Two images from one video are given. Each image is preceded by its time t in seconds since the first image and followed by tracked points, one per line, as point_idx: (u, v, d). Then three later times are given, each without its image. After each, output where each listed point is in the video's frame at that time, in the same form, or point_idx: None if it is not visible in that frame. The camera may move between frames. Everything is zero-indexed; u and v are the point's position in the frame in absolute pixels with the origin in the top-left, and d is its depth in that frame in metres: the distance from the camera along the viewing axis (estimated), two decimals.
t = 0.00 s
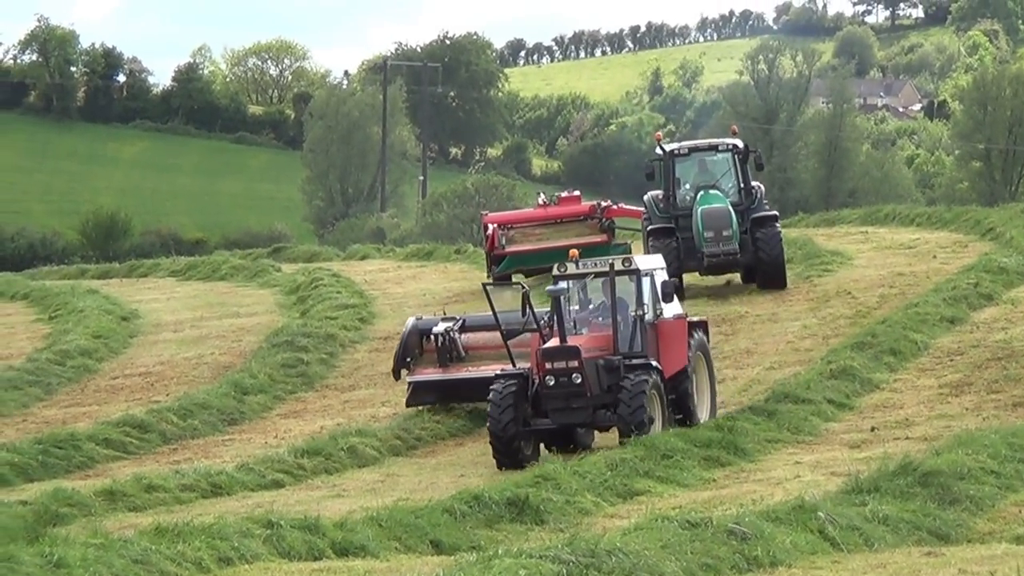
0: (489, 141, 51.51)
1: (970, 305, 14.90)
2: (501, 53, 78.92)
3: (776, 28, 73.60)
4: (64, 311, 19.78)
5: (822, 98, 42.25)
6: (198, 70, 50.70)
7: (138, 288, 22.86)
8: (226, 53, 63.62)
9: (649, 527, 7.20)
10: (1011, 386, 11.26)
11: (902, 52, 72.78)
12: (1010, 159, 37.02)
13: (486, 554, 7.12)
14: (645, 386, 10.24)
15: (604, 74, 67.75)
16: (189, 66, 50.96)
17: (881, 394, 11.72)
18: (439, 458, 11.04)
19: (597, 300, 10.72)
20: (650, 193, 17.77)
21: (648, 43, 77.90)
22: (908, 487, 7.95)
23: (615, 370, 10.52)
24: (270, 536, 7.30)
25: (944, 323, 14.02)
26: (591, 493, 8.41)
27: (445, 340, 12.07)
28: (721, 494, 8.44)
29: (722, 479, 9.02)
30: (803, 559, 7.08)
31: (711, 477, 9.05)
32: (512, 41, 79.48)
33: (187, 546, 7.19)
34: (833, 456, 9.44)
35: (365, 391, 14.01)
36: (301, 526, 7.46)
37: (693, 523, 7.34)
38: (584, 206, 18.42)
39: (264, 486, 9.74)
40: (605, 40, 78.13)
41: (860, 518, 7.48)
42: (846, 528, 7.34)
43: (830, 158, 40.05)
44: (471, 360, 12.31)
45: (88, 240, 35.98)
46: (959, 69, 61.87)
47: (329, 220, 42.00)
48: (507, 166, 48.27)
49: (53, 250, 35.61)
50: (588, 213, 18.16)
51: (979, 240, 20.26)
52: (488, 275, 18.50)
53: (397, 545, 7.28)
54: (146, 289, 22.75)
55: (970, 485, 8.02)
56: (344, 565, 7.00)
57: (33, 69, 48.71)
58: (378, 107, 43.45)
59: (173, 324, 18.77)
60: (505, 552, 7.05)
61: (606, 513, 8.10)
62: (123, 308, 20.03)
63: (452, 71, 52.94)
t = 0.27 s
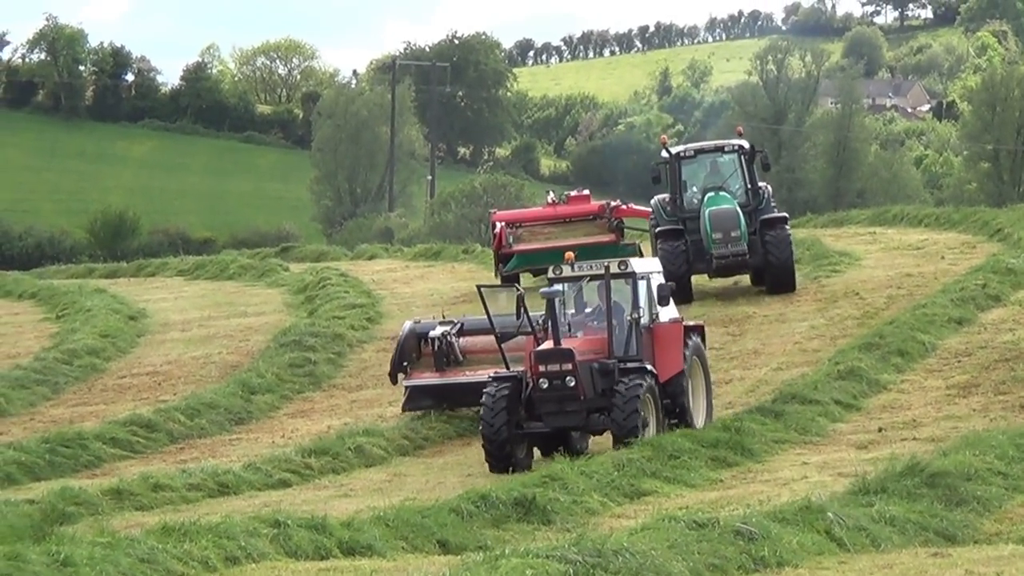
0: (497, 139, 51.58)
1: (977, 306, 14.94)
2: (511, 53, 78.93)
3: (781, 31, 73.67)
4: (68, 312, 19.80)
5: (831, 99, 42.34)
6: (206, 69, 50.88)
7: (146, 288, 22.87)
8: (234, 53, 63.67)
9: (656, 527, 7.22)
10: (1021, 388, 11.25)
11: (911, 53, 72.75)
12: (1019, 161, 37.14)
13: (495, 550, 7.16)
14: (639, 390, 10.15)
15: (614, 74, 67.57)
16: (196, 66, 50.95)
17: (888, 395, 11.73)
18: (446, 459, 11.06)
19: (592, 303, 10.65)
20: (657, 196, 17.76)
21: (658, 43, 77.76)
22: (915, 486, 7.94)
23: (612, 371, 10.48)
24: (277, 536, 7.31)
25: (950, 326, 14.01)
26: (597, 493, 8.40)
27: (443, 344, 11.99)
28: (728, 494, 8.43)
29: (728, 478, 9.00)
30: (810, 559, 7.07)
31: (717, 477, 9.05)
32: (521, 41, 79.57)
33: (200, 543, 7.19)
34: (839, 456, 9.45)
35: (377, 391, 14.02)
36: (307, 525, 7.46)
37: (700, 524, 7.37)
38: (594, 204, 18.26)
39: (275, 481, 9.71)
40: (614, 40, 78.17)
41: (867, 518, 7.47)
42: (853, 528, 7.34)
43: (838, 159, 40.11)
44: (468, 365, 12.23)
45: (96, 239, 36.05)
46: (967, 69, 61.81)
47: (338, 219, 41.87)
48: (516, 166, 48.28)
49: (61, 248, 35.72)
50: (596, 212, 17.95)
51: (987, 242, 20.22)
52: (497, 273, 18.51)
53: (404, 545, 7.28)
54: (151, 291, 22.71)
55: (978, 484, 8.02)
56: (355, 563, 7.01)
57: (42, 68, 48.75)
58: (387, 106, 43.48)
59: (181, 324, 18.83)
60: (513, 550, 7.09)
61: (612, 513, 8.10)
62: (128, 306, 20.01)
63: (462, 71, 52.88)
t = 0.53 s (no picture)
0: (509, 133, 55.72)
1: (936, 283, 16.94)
2: (522, 56, 87.34)
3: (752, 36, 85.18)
4: (130, 289, 22.18)
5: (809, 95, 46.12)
6: (247, 70, 54.25)
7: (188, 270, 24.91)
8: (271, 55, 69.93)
9: (653, 479, 8.47)
10: (971, 356, 13.06)
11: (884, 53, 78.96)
12: (979, 151, 40.80)
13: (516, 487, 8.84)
14: (622, 363, 12.17)
15: (612, 71, 73.76)
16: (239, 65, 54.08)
17: (860, 360, 13.55)
18: (465, 419, 13.14)
19: (578, 284, 12.82)
20: (654, 186, 20.11)
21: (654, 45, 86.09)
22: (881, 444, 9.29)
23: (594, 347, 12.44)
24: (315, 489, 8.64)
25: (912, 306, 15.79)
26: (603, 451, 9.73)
27: (449, 320, 14.05)
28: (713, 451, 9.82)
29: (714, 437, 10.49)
30: (790, 508, 8.31)
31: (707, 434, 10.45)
32: (531, 44, 87.36)
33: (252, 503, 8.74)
34: (818, 417, 10.68)
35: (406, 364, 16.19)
36: (342, 479, 9.03)
37: (693, 476, 8.64)
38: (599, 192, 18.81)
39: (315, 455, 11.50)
40: (615, 42, 85.95)
41: (842, 472, 8.72)
42: (828, 480, 8.61)
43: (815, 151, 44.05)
44: (473, 339, 14.29)
45: (150, 223, 39.66)
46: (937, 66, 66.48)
47: (366, 205, 45.76)
48: (526, 157, 51.99)
49: (118, 232, 39.20)
50: (602, 198, 18.48)
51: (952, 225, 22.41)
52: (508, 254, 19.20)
53: (430, 495, 8.58)
54: (197, 270, 24.95)
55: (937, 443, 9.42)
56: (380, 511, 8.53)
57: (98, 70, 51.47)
58: (410, 103, 47.42)
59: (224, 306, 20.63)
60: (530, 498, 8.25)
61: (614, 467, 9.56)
62: (177, 289, 22.07)
63: (477, 71, 57.61)
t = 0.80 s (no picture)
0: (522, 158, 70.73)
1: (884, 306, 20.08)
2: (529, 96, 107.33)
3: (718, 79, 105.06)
4: (208, 307, 27.01)
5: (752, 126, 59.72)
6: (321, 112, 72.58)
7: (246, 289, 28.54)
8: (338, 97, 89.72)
9: (635, 423, 11.13)
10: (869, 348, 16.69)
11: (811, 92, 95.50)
12: (882, 167, 57.98)
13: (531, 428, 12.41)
14: (596, 333, 17.74)
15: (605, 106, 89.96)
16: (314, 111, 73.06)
17: (797, 351, 16.75)
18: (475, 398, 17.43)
19: (564, 274, 18.61)
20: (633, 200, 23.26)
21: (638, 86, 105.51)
22: (814, 393, 12.37)
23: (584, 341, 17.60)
24: (374, 434, 12.33)
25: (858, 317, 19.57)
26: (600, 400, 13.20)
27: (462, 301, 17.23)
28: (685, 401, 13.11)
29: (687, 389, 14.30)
30: (741, 442, 11.01)
31: (672, 388, 14.05)
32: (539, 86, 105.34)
33: (327, 445, 12.20)
34: (756, 386, 13.59)
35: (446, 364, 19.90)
36: (394, 424, 12.62)
37: (665, 421, 11.34)
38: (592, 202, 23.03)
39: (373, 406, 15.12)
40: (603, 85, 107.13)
41: (780, 416, 11.50)
42: (770, 422, 11.38)
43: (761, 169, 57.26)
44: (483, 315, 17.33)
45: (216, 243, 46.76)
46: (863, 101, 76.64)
47: (411, 215, 59.63)
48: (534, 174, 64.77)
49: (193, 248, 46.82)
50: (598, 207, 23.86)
51: (912, 249, 25.79)
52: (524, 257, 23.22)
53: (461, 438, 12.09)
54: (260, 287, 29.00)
55: (858, 390, 12.51)
56: (423, 449, 11.94)
57: (205, 110, 69.58)
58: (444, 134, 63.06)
59: (285, 325, 24.60)
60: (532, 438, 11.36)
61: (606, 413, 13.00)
62: (240, 314, 25.83)
63: (497, 108, 73.06)
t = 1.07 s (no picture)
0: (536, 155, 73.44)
1: (886, 318, 20.78)
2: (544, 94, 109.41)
3: (728, 78, 108.66)
4: (225, 307, 27.87)
5: (764, 123, 62.02)
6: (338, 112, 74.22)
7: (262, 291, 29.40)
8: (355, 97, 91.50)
9: (651, 420, 11.45)
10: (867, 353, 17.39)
11: (822, 91, 96.40)
12: (895, 165, 59.36)
13: (545, 425, 13.34)
14: (601, 334, 17.93)
15: (615, 108, 93.77)
16: (329, 108, 74.51)
17: (800, 360, 17.48)
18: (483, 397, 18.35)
19: (570, 274, 18.75)
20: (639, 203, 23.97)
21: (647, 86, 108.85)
22: (828, 389, 13.10)
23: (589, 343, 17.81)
24: (389, 430, 13.17)
25: (860, 325, 20.45)
26: (615, 396, 14.39)
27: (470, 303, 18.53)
28: (699, 395, 14.12)
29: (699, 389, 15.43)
30: (755, 439, 11.44)
31: (687, 384, 15.57)
32: (551, 86, 108.61)
33: (343, 442, 12.85)
34: (765, 386, 14.18)
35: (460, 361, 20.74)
36: (410, 421, 13.43)
37: (680, 415, 11.74)
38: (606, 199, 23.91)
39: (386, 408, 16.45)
40: (617, 83, 109.57)
41: (793, 414, 12.01)
42: (784, 420, 11.87)
43: (772, 165, 59.45)
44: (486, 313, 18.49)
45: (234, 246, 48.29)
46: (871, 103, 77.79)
47: (427, 211, 61.30)
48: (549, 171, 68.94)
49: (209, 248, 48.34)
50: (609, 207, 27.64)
51: (915, 255, 26.58)
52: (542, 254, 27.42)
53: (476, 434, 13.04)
54: (275, 287, 30.14)
55: (871, 386, 13.22)
56: (440, 442, 12.92)
57: (223, 110, 71.90)
58: (460, 132, 63.17)
59: (300, 324, 25.84)
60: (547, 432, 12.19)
61: (620, 409, 13.97)
62: (256, 312, 27.11)
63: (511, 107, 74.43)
